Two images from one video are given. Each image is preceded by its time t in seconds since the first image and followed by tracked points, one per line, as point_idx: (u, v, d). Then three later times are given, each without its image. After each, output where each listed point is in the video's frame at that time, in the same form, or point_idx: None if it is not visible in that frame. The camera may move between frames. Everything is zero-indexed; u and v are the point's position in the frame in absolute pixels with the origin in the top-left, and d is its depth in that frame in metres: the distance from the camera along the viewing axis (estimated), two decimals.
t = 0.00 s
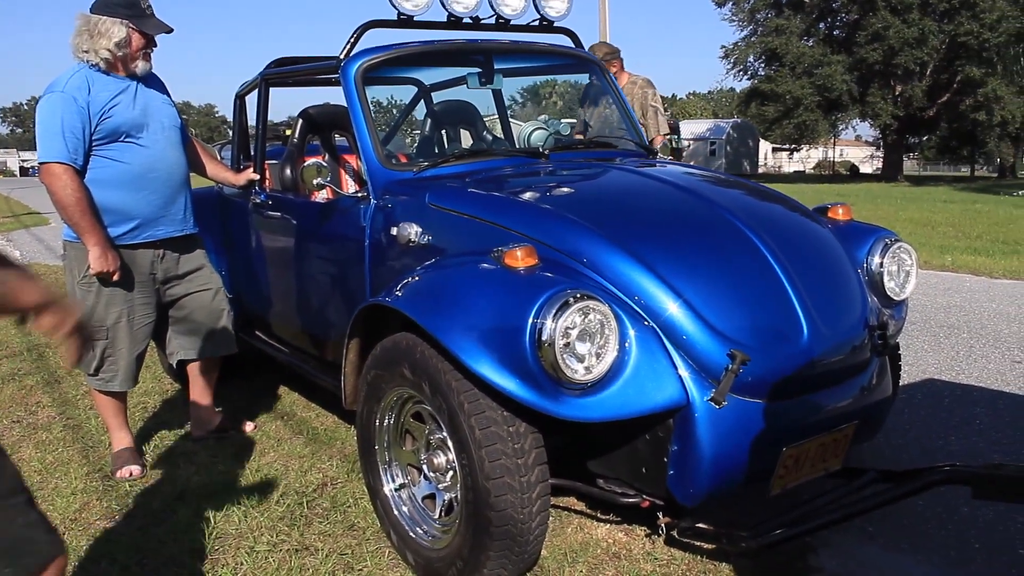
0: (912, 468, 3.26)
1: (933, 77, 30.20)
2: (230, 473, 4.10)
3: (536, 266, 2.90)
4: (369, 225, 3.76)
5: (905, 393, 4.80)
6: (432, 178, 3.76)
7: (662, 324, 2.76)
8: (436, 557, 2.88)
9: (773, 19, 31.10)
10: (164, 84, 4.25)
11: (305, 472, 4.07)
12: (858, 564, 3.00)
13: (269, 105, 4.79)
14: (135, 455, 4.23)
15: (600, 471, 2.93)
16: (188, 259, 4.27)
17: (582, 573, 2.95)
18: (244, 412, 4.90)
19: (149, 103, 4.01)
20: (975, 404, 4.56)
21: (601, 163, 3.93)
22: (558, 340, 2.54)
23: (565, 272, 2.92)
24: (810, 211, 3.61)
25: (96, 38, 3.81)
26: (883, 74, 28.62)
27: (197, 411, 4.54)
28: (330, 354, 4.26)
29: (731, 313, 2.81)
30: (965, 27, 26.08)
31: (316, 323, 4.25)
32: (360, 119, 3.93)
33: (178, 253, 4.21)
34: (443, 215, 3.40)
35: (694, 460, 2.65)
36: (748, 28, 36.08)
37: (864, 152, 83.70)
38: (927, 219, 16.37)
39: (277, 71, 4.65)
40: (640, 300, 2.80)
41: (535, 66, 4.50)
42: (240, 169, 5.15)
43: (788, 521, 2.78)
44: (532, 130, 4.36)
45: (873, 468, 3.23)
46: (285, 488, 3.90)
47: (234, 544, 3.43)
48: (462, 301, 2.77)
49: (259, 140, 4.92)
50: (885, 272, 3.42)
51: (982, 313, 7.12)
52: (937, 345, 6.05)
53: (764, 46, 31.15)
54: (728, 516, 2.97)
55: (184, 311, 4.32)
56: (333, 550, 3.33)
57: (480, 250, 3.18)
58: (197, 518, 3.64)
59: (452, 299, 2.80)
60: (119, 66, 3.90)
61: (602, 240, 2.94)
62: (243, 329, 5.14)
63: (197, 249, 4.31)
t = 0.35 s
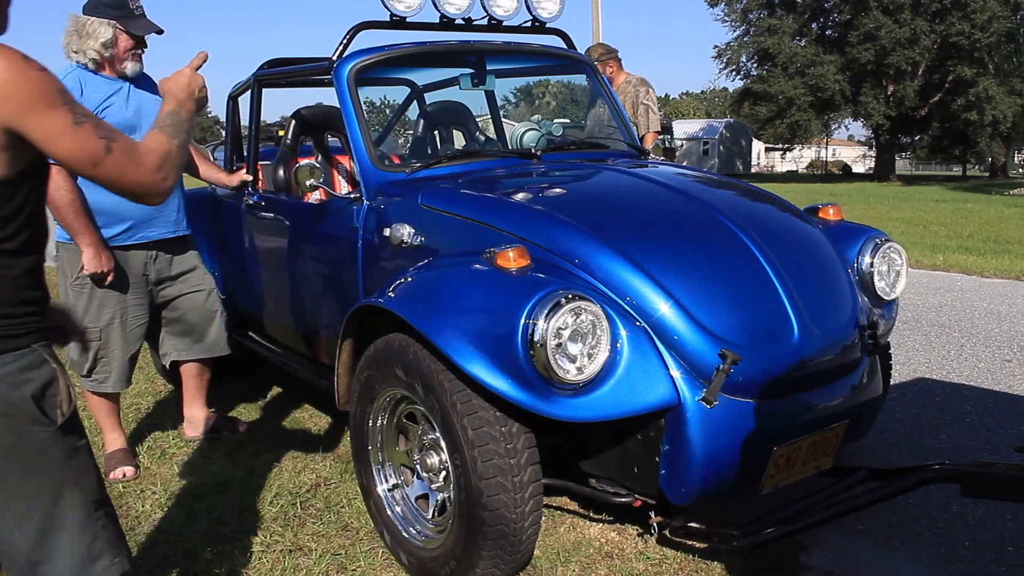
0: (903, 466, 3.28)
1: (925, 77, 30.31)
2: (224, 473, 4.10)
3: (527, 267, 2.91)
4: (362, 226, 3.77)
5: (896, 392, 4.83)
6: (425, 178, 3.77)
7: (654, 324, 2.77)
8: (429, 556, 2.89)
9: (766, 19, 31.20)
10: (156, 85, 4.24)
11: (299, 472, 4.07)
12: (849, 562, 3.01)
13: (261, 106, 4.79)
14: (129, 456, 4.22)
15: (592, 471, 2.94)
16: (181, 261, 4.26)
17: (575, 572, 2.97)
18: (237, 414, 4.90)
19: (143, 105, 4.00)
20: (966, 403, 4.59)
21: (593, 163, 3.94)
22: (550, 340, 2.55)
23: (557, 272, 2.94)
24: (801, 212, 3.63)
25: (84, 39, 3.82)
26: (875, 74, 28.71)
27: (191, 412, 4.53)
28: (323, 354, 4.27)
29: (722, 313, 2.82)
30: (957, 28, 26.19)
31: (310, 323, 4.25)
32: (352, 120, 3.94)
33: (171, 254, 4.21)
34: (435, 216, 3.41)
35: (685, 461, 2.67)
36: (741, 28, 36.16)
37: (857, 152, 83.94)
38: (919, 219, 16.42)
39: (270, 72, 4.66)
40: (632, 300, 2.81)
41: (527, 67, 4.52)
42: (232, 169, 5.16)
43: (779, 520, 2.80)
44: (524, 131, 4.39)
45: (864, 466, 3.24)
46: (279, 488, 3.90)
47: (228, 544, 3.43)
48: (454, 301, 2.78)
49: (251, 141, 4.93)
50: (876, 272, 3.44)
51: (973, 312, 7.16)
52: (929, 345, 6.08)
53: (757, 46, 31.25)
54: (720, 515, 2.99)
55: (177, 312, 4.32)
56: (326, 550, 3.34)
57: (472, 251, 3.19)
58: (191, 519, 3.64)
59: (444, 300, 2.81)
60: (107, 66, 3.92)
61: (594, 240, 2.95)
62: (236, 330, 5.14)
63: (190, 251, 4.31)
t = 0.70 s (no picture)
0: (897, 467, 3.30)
1: (920, 77, 30.38)
2: (220, 474, 4.10)
3: (522, 269, 2.92)
4: (358, 227, 3.77)
5: (891, 393, 4.85)
6: (420, 180, 3.77)
7: (649, 326, 2.78)
8: (424, 557, 2.90)
9: (763, 20, 31.23)
10: (150, 86, 4.25)
11: (294, 473, 4.07)
12: (843, 563, 3.03)
13: (257, 107, 4.79)
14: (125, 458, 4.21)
15: (588, 472, 2.95)
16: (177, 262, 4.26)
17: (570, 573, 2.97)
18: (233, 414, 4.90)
19: (137, 107, 4.02)
20: (960, 404, 4.60)
21: (588, 165, 3.95)
22: (546, 342, 2.56)
23: (551, 274, 2.95)
24: (795, 213, 3.65)
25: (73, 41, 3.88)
26: (871, 75, 28.76)
27: (186, 413, 4.53)
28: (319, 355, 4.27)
29: (717, 315, 2.83)
30: (952, 29, 26.23)
31: (306, 324, 4.25)
32: (348, 121, 3.94)
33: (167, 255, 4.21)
34: (431, 218, 3.41)
35: (680, 463, 2.68)
36: (737, 29, 36.23)
37: (852, 152, 84.10)
38: (914, 219, 16.44)
39: (266, 74, 4.66)
40: (627, 302, 2.82)
41: (523, 68, 4.52)
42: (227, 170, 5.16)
43: (773, 520, 2.81)
44: (520, 132, 4.38)
45: (858, 467, 3.26)
46: (275, 489, 3.90)
47: (223, 544, 3.42)
48: (449, 303, 2.79)
49: (247, 142, 4.93)
50: (870, 273, 3.45)
51: (968, 313, 7.18)
52: (924, 345, 6.10)
53: (754, 47, 31.26)
54: (714, 515, 3.00)
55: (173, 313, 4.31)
56: (322, 551, 3.34)
57: (467, 253, 3.19)
58: (187, 520, 3.63)
59: (439, 302, 2.81)
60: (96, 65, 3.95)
61: (589, 242, 2.96)
62: (232, 330, 5.14)
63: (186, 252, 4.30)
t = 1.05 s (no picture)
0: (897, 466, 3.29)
1: (917, 77, 30.41)
2: (216, 473, 4.08)
3: (522, 266, 2.90)
4: (356, 224, 3.76)
5: (890, 391, 4.84)
6: (419, 177, 3.76)
7: (649, 323, 2.77)
8: (423, 556, 2.88)
9: (761, 19, 31.25)
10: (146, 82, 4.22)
11: (292, 472, 4.05)
12: (844, 562, 3.02)
13: (255, 105, 4.78)
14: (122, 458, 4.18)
15: (588, 470, 2.93)
16: (174, 259, 4.23)
17: (570, 572, 2.96)
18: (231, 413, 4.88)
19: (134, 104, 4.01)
20: (959, 402, 4.60)
21: (586, 163, 3.94)
22: (546, 339, 2.54)
23: (550, 271, 2.93)
24: (795, 211, 3.63)
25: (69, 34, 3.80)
26: (869, 74, 28.79)
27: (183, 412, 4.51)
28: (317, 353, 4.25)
29: (718, 313, 2.82)
30: (949, 28, 26.28)
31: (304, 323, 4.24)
32: (346, 118, 3.92)
33: (164, 253, 4.18)
34: (430, 216, 3.40)
35: (680, 461, 2.67)
36: (734, 28, 36.25)
37: (848, 151, 84.22)
38: (911, 218, 16.46)
39: (264, 71, 4.64)
40: (627, 299, 2.81)
41: (521, 66, 4.50)
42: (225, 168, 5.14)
43: (773, 519, 2.80)
44: (518, 130, 4.38)
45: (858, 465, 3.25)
46: (272, 488, 3.88)
47: (220, 543, 3.40)
48: (448, 300, 2.78)
49: (245, 140, 4.91)
50: (870, 271, 3.44)
51: (966, 311, 7.19)
52: (922, 344, 6.10)
53: (752, 47, 31.28)
54: (714, 514, 2.99)
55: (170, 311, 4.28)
56: (320, 550, 3.33)
57: (466, 250, 3.18)
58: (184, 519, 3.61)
59: (438, 299, 2.80)
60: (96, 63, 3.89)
61: (588, 239, 2.95)
62: (230, 329, 5.12)
63: (183, 250, 4.27)
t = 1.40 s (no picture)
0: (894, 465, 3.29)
1: (913, 77, 30.48)
2: (214, 473, 4.07)
3: (519, 266, 2.90)
4: (354, 224, 3.75)
5: (887, 390, 4.84)
6: (417, 177, 3.76)
7: (647, 322, 2.77)
8: (421, 556, 2.88)
9: (758, 20, 31.30)
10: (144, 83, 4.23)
11: (290, 472, 4.05)
12: (841, 561, 3.02)
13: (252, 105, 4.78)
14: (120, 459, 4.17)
15: (585, 470, 2.93)
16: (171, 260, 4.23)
17: (567, 572, 2.96)
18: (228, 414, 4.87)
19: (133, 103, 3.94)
20: (957, 401, 4.60)
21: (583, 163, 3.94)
22: (543, 339, 2.55)
23: (548, 270, 2.93)
24: (793, 210, 3.64)
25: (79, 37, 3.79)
26: (866, 74, 28.84)
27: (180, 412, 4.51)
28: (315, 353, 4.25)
29: (716, 312, 2.82)
30: (945, 29, 26.34)
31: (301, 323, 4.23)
32: (343, 118, 3.92)
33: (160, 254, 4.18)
34: (427, 215, 3.39)
35: (678, 461, 2.67)
36: (731, 29, 36.27)
37: (845, 151, 84.30)
38: (909, 217, 16.48)
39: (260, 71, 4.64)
40: (625, 299, 2.81)
41: (518, 66, 4.50)
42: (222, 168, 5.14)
43: (771, 518, 2.80)
44: (515, 130, 4.36)
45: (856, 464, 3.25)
46: (270, 488, 3.87)
47: (218, 543, 3.40)
48: (446, 300, 2.78)
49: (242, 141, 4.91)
50: (867, 270, 3.45)
51: (964, 310, 7.20)
52: (919, 344, 6.10)
53: (749, 47, 31.33)
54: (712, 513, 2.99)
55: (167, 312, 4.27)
56: (318, 550, 3.32)
57: (464, 250, 3.18)
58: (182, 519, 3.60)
59: (435, 299, 2.80)
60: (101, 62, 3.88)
61: (586, 239, 2.95)
62: (227, 330, 5.11)
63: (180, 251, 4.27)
